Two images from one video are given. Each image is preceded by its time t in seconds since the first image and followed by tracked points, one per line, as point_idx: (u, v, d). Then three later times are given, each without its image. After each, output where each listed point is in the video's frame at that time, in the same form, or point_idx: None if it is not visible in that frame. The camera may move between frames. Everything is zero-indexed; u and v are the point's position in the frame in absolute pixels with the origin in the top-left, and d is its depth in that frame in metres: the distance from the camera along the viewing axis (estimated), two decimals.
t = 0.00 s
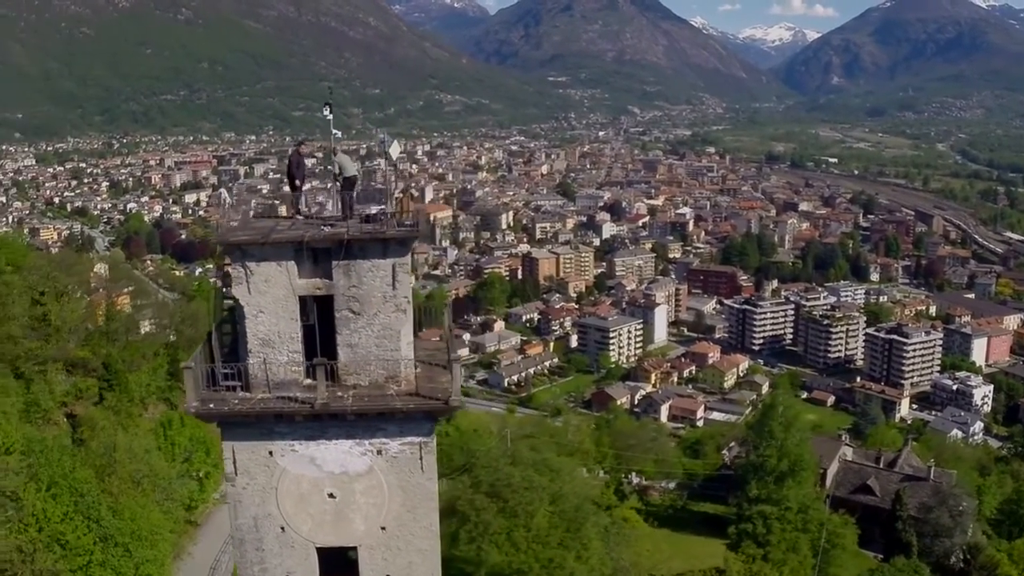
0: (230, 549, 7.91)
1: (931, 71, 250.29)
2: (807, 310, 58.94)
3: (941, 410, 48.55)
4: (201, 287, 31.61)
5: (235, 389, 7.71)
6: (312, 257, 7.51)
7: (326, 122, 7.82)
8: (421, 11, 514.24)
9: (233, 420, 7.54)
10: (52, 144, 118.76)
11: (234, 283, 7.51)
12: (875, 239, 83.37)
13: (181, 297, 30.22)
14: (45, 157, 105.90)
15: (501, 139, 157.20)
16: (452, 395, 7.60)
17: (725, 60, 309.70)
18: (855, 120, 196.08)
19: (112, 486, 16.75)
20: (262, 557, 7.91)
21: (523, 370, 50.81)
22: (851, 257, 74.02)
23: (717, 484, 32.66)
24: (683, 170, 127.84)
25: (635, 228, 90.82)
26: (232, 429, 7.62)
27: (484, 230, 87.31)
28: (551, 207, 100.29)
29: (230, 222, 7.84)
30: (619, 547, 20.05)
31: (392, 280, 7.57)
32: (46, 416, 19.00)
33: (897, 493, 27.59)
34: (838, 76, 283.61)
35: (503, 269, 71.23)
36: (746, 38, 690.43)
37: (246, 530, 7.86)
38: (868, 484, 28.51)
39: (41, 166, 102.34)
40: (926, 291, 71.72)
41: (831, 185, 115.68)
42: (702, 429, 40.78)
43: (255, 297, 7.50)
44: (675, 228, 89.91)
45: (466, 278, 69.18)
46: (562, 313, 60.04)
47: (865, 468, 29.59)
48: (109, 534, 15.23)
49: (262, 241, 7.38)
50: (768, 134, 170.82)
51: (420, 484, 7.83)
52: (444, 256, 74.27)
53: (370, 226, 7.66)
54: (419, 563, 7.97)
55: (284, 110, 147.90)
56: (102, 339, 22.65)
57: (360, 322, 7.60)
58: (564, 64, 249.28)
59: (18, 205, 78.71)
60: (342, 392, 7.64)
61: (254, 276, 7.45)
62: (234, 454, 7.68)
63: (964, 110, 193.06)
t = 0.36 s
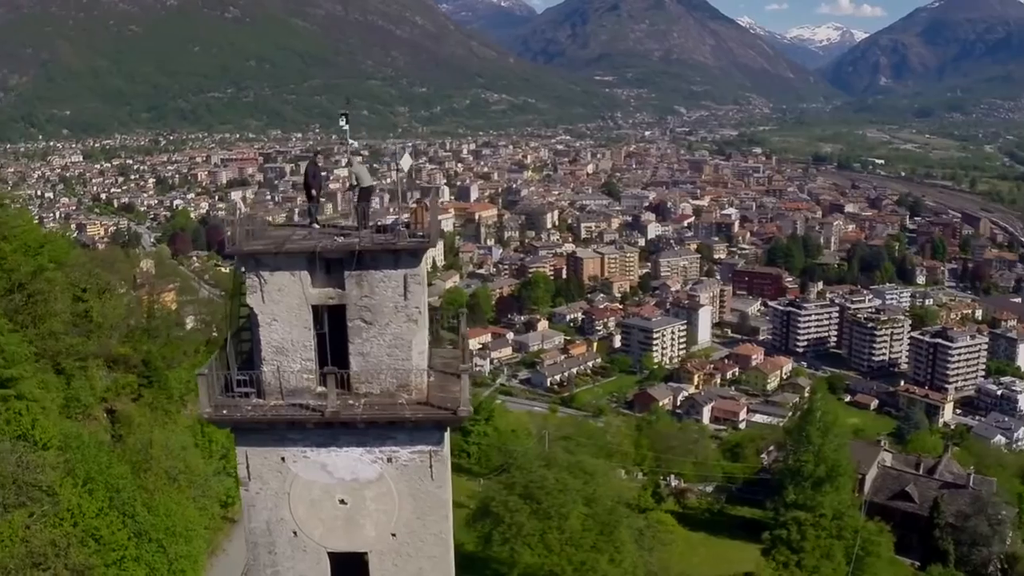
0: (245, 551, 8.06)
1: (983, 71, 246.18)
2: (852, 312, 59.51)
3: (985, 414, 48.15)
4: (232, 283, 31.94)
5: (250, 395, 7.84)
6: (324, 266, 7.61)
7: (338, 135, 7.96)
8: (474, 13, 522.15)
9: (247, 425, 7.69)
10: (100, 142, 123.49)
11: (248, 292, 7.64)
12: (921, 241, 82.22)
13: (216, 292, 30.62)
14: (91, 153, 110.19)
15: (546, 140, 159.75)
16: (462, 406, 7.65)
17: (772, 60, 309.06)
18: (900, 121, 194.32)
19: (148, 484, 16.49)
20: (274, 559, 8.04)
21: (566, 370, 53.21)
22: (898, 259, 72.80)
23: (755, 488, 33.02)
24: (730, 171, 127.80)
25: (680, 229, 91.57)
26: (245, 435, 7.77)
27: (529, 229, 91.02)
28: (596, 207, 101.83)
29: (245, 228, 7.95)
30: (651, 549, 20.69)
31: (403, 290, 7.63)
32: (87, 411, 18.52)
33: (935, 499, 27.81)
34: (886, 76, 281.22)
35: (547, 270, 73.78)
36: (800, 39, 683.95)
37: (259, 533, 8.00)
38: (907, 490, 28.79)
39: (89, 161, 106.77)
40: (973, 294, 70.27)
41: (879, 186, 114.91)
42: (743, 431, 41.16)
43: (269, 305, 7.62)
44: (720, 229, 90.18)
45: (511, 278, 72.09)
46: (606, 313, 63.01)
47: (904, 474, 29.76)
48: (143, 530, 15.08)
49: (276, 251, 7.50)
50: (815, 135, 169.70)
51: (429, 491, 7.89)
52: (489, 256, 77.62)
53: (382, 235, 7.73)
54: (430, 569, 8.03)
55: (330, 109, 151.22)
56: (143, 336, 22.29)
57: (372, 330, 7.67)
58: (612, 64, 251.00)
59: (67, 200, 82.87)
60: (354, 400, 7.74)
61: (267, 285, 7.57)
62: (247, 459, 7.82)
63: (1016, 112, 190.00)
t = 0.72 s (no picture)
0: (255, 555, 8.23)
1: None
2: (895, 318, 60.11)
3: None
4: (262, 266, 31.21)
5: (261, 404, 7.98)
6: (333, 278, 7.72)
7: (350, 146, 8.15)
8: (522, 14, 526.67)
9: (257, 434, 7.82)
10: (147, 140, 127.24)
11: (259, 301, 7.77)
12: (966, 246, 81.41)
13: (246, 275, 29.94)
14: (136, 150, 113.55)
15: (590, 142, 161.82)
16: (465, 419, 7.67)
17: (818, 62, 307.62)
18: (948, 124, 191.92)
19: (180, 482, 15.95)
20: (282, 564, 8.19)
21: (606, 372, 53.74)
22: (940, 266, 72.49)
23: (791, 495, 33.15)
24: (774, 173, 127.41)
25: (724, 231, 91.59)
26: (255, 442, 7.90)
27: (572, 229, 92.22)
28: (640, 208, 102.45)
29: (258, 237, 8.10)
30: (681, 556, 20.76)
31: (410, 303, 7.71)
32: (124, 409, 17.88)
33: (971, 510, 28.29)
34: (933, 79, 277.99)
35: (588, 270, 74.72)
36: (849, 40, 676.51)
37: (267, 538, 8.15)
38: (942, 500, 29.42)
39: (135, 159, 110.10)
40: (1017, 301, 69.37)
41: (926, 189, 113.86)
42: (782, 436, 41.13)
43: (278, 316, 7.76)
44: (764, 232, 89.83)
45: (552, 278, 73.58)
46: (647, 314, 63.07)
47: (939, 484, 30.30)
48: (172, 527, 14.53)
49: (284, 262, 7.61)
50: (860, 138, 168.37)
51: (435, 501, 7.96)
52: (530, 257, 80.17)
53: (392, 248, 7.84)
54: None
55: (373, 110, 153.27)
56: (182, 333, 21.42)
57: (379, 343, 7.76)
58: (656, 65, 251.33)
59: (111, 196, 85.96)
60: (362, 410, 7.84)
61: (278, 296, 7.71)
62: (257, 465, 7.97)
63: None
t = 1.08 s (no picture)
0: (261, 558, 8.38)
1: None
2: (933, 322, 59.55)
3: None
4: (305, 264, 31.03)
5: (266, 410, 8.13)
6: (337, 288, 7.84)
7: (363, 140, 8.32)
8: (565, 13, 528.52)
9: (261, 440, 7.96)
10: (187, 137, 130.13)
11: (265, 310, 7.93)
12: (1007, 250, 80.36)
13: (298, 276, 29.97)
14: (177, 147, 116.11)
15: (629, 141, 162.28)
16: (465, 428, 7.74)
17: (861, 61, 304.96)
18: (991, 126, 189.45)
19: (209, 478, 15.89)
20: (288, 570, 8.32)
21: (643, 373, 53.71)
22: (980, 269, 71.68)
23: (822, 500, 32.96)
24: (814, 174, 126.71)
25: (762, 232, 91.17)
26: (259, 449, 8.04)
27: (610, 230, 92.53)
28: (679, 208, 102.45)
29: (267, 248, 8.20)
30: (706, 559, 20.93)
31: (413, 314, 7.82)
32: (157, 406, 18.29)
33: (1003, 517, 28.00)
34: (977, 80, 274.58)
35: (626, 270, 74.98)
36: (892, 39, 669.08)
37: (273, 542, 8.28)
38: (973, 507, 29.15)
39: (175, 157, 112.59)
40: None
41: (968, 192, 112.69)
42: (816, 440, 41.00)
43: (283, 325, 7.90)
44: (803, 233, 89.29)
45: (589, 279, 73.98)
46: (684, 315, 62.81)
47: (971, 491, 30.02)
48: (199, 524, 14.44)
49: (288, 273, 7.76)
50: (901, 139, 166.95)
51: (436, 509, 8.03)
52: (569, 257, 81.08)
53: (396, 259, 7.95)
54: None
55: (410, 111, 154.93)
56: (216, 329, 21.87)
57: (382, 352, 7.87)
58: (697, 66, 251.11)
59: (150, 193, 88.67)
60: (365, 417, 7.94)
61: (282, 305, 7.85)
62: (261, 471, 8.11)
63: None
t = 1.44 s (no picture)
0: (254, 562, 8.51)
1: None
2: (956, 324, 59.16)
3: None
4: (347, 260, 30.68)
5: (258, 415, 8.25)
6: (327, 297, 7.94)
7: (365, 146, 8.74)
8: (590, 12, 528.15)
9: (252, 448, 8.09)
10: (212, 134, 131.35)
11: (256, 318, 8.05)
12: None
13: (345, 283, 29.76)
14: (203, 144, 117.32)
15: (653, 141, 162.33)
16: (450, 439, 7.84)
17: (887, 62, 303.12)
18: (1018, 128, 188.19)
19: (222, 478, 15.23)
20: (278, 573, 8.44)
21: (665, 373, 53.89)
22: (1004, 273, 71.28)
23: (839, 504, 32.68)
24: (839, 175, 126.43)
25: (786, 233, 90.92)
26: (249, 455, 8.16)
27: (635, 230, 92.59)
28: (703, 209, 102.45)
29: (259, 257, 8.31)
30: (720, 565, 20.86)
31: (400, 324, 7.91)
32: (175, 404, 18.04)
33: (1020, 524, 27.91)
34: (1004, 81, 272.62)
35: (649, 270, 75.07)
36: (919, 39, 663.15)
37: (262, 546, 8.39)
38: (991, 513, 29.08)
39: (199, 154, 113.68)
40: None
41: (994, 193, 112.13)
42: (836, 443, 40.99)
43: (274, 333, 8.02)
44: (827, 234, 89.07)
45: (612, 278, 74.07)
46: (707, 317, 62.96)
47: (989, 497, 29.97)
48: (211, 524, 14.22)
49: (278, 282, 7.87)
50: (927, 140, 166.17)
51: (423, 518, 8.13)
52: (592, 256, 81.29)
53: (385, 269, 8.07)
54: None
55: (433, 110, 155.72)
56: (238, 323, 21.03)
57: (371, 360, 7.98)
58: (722, 65, 250.47)
59: (175, 190, 89.82)
60: (352, 426, 8.05)
61: (273, 314, 7.97)
62: (252, 477, 8.24)
63: None
